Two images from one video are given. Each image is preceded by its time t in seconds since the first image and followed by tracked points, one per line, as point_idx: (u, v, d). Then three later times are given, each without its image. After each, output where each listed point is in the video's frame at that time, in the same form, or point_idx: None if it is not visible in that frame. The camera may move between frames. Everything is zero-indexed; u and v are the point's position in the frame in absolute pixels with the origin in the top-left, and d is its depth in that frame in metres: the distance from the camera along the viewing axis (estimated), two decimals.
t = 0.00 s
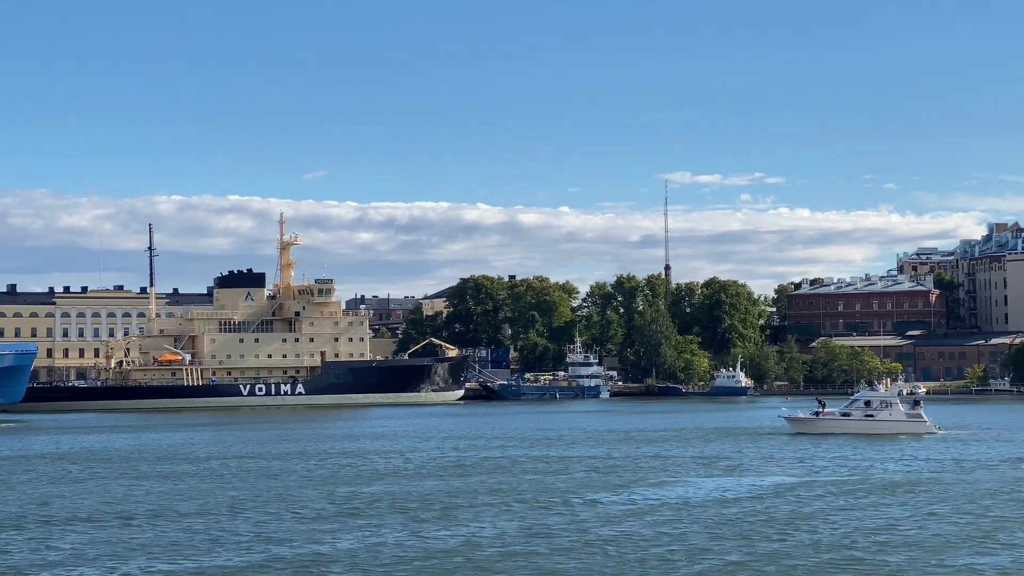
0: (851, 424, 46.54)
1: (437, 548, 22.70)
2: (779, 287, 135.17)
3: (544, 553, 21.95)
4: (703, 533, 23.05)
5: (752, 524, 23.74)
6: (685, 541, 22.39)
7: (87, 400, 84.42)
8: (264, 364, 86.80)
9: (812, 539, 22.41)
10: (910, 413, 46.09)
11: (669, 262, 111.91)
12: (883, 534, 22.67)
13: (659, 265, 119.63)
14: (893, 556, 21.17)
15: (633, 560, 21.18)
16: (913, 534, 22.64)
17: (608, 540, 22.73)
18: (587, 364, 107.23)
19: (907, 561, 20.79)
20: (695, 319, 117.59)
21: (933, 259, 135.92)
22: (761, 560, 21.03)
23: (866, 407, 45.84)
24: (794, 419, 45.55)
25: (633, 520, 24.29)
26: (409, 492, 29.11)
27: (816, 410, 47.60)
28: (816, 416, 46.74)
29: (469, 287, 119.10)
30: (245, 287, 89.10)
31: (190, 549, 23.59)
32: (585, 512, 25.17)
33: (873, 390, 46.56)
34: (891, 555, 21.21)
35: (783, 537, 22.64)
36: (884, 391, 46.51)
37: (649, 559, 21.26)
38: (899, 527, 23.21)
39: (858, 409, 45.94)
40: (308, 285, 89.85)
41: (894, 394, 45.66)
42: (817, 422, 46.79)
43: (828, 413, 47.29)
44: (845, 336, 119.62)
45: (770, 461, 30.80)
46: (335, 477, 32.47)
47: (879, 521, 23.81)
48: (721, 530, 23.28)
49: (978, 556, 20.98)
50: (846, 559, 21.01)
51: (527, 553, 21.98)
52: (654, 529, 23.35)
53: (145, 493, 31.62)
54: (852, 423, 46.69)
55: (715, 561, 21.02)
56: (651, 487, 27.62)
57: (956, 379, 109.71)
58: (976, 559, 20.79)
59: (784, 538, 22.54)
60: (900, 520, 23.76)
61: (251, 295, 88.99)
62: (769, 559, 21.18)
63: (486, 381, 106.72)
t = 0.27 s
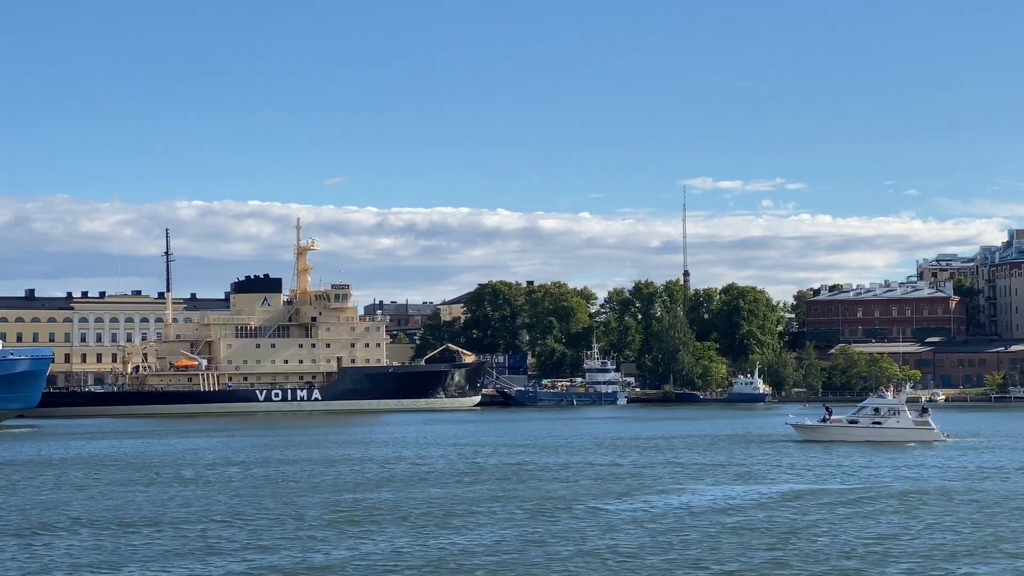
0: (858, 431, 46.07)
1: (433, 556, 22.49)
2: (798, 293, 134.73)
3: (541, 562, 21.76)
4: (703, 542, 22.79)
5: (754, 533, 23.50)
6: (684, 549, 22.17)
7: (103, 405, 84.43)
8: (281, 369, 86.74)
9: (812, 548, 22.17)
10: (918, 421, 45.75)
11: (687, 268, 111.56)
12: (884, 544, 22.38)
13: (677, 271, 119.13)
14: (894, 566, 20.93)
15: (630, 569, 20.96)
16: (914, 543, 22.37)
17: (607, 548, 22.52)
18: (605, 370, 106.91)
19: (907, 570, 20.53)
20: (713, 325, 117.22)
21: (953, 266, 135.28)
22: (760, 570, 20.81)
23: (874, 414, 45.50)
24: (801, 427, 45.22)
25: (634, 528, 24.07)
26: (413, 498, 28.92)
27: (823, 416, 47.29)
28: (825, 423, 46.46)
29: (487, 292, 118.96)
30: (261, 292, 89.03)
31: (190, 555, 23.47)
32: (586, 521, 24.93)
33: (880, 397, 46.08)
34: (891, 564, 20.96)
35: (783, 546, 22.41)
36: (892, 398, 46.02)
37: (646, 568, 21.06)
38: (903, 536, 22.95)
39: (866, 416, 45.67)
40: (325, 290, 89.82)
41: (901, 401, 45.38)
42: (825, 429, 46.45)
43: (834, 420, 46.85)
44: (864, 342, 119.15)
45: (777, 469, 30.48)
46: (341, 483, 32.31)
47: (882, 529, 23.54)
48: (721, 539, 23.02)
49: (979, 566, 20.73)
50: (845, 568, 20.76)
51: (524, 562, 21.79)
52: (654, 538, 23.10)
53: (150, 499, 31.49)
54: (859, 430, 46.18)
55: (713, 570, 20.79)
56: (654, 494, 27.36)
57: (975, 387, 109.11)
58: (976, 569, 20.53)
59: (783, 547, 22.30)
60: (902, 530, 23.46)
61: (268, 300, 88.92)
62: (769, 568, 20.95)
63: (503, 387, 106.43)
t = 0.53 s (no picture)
0: (861, 438, 45.97)
1: (430, 562, 22.56)
2: (813, 300, 134.45)
3: (539, 568, 21.78)
4: (698, 549, 22.81)
5: (753, 541, 23.49)
6: (682, 557, 22.18)
7: (116, 410, 84.64)
8: (294, 375, 86.83)
9: (810, 556, 22.16)
10: (922, 428, 45.62)
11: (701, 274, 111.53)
12: (880, 551, 22.37)
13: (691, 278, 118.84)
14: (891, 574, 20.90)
15: None
16: (913, 551, 22.35)
17: (606, 555, 22.54)
18: (618, 377, 106.82)
19: None
20: (728, 331, 117.04)
21: (968, 273, 134.94)
22: None
23: (877, 421, 45.42)
24: (805, 433, 45.08)
25: (634, 535, 24.09)
26: (416, 505, 28.96)
27: (828, 424, 47.18)
28: (829, 430, 46.32)
29: (501, 299, 118.94)
30: (275, 297, 89.12)
31: (191, 560, 23.54)
32: (584, 527, 24.97)
33: (883, 404, 45.98)
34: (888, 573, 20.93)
35: (782, 554, 22.40)
36: (895, 405, 45.92)
37: None
38: (902, 545, 22.94)
39: (868, 424, 45.60)
40: (338, 296, 89.87)
41: (905, 409, 45.31)
42: (828, 435, 46.29)
43: (837, 427, 46.74)
44: (879, 349, 118.86)
45: (780, 476, 30.47)
46: (347, 490, 32.35)
47: (882, 538, 23.52)
48: (718, 546, 23.03)
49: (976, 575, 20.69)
50: None
51: (522, 569, 21.82)
52: (650, 545, 23.12)
53: (157, 504, 31.58)
54: (861, 437, 46.07)
55: None
56: (654, 501, 27.38)
57: (991, 394, 108.74)
58: None
59: (782, 555, 22.30)
60: (898, 539, 23.44)
61: (281, 305, 89.02)
62: None
63: (517, 393, 106.38)
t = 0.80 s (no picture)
0: (863, 445, 45.64)
1: (424, 569, 22.37)
2: (826, 305, 134.02)
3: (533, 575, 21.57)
4: (694, 557, 22.60)
5: (750, 548, 23.25)
6: (677, 565, 21.95)
7: (127, 415, 84.61)
8: (304, 380, 86.62)
9: (808, 565, 21.91)
10: (922, 435, 45.27)
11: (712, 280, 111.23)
12: (874, 560, 22.14)
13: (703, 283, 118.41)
14: None
15: None
16: (911, 559, 22.08)
17: (602, 562, 22.32)
18: (630, 383, 106.56)
19: None
20: (740, 337, 116.67)
21: (982, 279, 134.42)
22: None
23: (879, 428, 45.06)
24: (804, 440, 44.75)
25: (631, 542, 23.86)
26: (415, 511, 28.74)
27: (828, 431, 46.90)
28: (828, 437, 45.98)
29: (513, 304, 118.71)
30: (285, 302, 88.88)
31: (186, 566, 23.36)
32: (580, 534, 24.78)
33: (885, 410, 45.64)
34: None
35: (779, 562, 22.16)
36: (898, 411, 45.56)
37: None
38: (900, 553, 22.67)
39: (869, 431, 45.23)
40: (349, 301, 89.61)
41: (906, 415, 44.97)
42: (827, 442, 45.94)
43: (839, 434, 46.37)
44: (892, 355, 118.38)
45: (781, 483, 30.22)
46: (347, 496, 32.15)
47: (881, 546, 23.24)
48: (711, 553, 22.84)
49: None
50: None
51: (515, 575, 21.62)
52: (645, 552, 22.91)
53: (157, 509, 31.42)
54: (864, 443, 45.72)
55: None
56: (652, 508, 27.15)
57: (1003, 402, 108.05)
58: None
59: (779, 563, 22.04)
60: (895, 546, 23.20)
61: (292, 310, 88.83)
62: None
63: (528, 399, 106.15)
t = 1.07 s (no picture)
0: (859, 450, 45.51)
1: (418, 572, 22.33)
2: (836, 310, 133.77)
3: None
4: (686, 562, 22.55)
5: (745, 553, 23.18)
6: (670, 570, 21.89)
7: (134, 418, 84.67)
8: (312, 383, 86.67)
9: (801, 569, 21.86)
10: (920, 441, 45.18)
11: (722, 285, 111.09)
12: (866, 565, 22.07)
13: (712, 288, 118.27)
14: None
15: None
16: (905, 565, 22.01)
17: (595, 567, 22.27)
18: (638, 387, 106.41)
19: None
20: (749, 342, 116.47)
21: (992, 284, 134.12)
22: None
23: (876, 433, 44.94)
24: (800, 444, 44.63)
25: (626, 547, 23.81)
26: (413, 515, 28.70)
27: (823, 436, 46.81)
28: (824, 442, 45.92)
29: (522, 308, 118.62)
30: (293, 306, 88.96)
31: (181, 570, 23.35)
32: (574, 539, 24.70)
33: (882, 415, 45.51)
34: None
35: (773, 566, 22.10)
36: (895, 416, 45.43)
37: None
38: (895, 558, 22.60)
39: (866, 437, 45.14)
40: (357, 305, 89.69)
41: (903, 420, 44.83)
42: (824, 447, 45.85)
43: (835, 439, 46.24)
44: (901, 360, 117.98)
45: (779, 488, 30.15)
46: (346, 499, 32.13)
47: (876, 550, 23.17)
48: (704, 559, 22.76)
49: None
50: None
51: None
52: (638, 558, 22.84)
53: (156, 512, 31.40)
54: (861, 448, 45.59)
55: None
56: (648, 513, 27.09)
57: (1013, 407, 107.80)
58: None
59: (772, 568, 21.99)
60: (889, 551, 23.11)
61: (300, 314, 88.88)
62: None
63: (536, 404, 106.05)
